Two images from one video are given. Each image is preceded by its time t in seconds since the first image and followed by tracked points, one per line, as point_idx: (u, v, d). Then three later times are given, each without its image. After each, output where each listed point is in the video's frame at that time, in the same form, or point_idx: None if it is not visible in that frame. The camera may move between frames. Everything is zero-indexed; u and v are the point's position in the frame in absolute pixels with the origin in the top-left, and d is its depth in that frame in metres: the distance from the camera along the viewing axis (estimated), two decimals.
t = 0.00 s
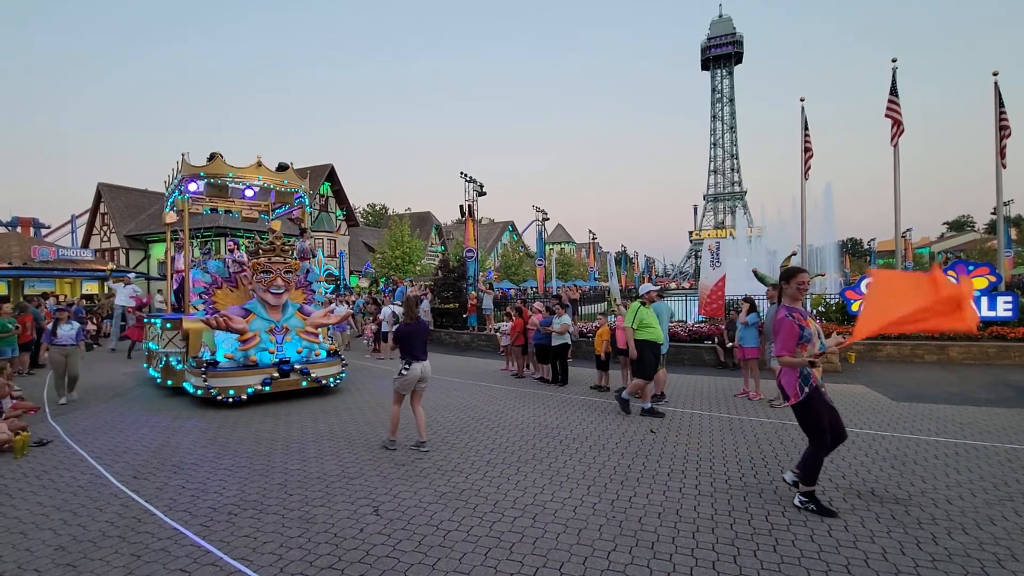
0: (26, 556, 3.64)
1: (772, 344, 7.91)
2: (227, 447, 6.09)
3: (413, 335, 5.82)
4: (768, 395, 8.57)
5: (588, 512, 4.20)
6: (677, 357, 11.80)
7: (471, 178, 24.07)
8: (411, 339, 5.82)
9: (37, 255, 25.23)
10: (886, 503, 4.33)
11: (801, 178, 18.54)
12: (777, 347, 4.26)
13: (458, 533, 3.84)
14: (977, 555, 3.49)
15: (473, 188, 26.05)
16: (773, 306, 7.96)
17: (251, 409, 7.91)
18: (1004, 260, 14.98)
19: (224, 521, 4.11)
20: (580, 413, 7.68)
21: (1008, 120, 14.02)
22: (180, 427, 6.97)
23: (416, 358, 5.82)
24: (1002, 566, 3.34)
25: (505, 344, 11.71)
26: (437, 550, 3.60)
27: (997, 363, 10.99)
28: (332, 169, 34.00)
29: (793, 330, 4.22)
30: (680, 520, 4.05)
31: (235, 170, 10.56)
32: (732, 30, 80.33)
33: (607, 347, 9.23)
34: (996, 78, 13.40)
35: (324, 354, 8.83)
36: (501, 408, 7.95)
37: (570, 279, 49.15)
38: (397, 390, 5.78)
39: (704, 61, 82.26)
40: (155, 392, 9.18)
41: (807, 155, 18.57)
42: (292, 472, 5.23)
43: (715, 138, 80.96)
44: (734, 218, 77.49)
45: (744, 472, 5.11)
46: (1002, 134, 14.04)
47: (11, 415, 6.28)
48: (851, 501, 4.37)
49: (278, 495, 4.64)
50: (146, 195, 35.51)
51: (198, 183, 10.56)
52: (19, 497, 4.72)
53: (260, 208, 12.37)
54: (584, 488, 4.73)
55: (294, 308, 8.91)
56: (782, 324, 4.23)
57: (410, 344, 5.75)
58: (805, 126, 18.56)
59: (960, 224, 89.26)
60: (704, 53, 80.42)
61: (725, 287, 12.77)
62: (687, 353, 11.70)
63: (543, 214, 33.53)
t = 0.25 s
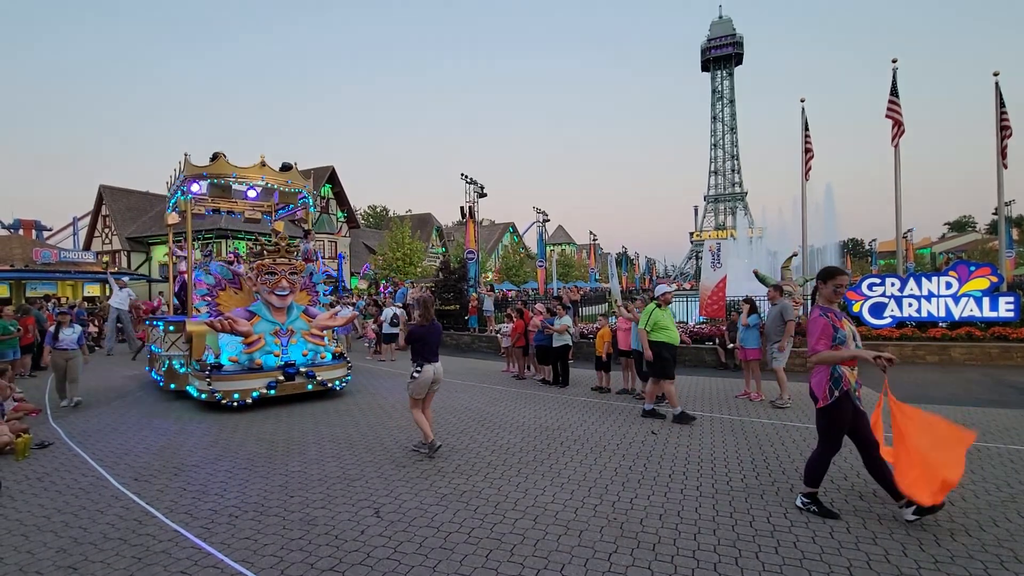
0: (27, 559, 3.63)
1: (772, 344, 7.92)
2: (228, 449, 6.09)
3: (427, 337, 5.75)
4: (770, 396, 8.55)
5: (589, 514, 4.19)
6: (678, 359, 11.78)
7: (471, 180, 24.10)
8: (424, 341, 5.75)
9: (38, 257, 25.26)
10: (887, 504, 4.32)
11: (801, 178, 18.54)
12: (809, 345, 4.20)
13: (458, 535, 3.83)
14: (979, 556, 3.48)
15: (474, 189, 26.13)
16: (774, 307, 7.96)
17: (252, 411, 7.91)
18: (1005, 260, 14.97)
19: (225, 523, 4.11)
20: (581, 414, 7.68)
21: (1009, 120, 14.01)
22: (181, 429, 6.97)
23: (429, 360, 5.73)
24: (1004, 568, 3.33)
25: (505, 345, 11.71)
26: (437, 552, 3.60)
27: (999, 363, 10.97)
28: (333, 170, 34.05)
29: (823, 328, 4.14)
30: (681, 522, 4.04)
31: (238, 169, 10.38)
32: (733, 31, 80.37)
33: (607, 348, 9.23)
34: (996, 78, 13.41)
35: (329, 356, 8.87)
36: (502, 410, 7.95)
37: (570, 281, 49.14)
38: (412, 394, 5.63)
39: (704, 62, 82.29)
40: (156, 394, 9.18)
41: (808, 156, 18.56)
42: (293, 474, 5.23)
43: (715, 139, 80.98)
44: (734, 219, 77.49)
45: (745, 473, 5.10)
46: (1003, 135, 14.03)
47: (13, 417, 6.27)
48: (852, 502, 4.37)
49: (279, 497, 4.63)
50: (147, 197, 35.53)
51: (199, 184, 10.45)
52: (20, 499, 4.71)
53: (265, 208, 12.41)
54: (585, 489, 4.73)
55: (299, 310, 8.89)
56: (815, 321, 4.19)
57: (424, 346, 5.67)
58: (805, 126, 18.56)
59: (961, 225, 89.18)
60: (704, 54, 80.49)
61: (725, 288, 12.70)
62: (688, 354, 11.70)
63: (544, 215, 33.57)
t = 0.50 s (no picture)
0: (27, 562, 3.63)
1: (772, 344, 7.92)
2: (227, 451, 6.08)
3: (438, 340, 5.65)
4: (770, 397, 8.53)
5: (589, 515, 4.19)
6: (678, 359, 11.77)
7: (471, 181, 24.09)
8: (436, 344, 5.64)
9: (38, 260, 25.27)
10: (889, 505, 4.32)
11: (801, 179, 18.56)
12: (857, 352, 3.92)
13: (459, 537, 3.83)
14: (981, 557, 3.47)
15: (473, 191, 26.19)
16: (774, 307, 7.96)
17: (252, 413, 7.90)
18: (1004, 260, 14.98)
19: (224, 526, 4.11)
20: (581, 415, 7.68)
21: (1008, 120, 14.02)
22: (181, 431, 6.97)
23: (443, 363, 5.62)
24: (1006, 569, 3.32)
25: (505, 346, 11.71)
26: (438, 554, 3.59)
27: (999, 363, 10.96)
28: (333, 172, 34.09)
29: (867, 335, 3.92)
30: (682, 523, 4.04)
31: (241, 169, 10.41)
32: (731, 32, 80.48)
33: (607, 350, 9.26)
34: (995, 78, 13.42)
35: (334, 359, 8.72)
36: (502, 411, 7.95)
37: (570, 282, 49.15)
38: (427, 398, 5.57)
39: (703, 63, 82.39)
40: (156, 396, 9.17)
41: (807, 156, 18.58)
42: (293, 475, 5.22)
43: (714, 140, 81.06)
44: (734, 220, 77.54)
45: (746, 474, 5.10)
46: (1002, 135, 14.04)
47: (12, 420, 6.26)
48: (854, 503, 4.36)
49: (279, 499, 4.63)
50: (147, 199, 35.56)
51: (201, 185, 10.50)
52: (20, 502, 4.71)
53: (267, 209, 12.44)
54: (585, 490, 4.73)
55: (303, 312, 8.82)
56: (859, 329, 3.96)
57: (435, 349, 5.57)
58: (804, 127, 18.58)
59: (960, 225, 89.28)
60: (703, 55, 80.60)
61: (725, 288, 12.69)
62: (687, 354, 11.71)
63: (543, 216, 33.60)
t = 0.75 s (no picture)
0: (24, 564, 3.61)
1: (770, 345, 7.91)
2: (225, 453, 6.06)
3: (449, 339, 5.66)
4: (769, 397, 8.56)
5: (589, 516, 4.19)
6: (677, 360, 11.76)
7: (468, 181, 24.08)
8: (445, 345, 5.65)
9: (36, 260, 25.20)
10: (888, 505, 4.31)
11: (799, 179, 18.58)
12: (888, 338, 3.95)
13: (458, 538, 3.82)
14: (980, 557, 3.46)
15: (472, 191, 26.24)
16: (773, 308, 7.96)
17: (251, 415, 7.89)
18: (1003, 260, 14.99)
19: (223, 527, 4.10)
20: (580, 415, 7.68)
21: (1006, 121, 14.04)
22: (179, 433, 6.95)
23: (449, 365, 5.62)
24: (1005, 568, 3.33)
25: (504, 347, 11.69)
26: (437, 555, 3.59)
27: (997, 363, 10.97)
28: (331, 173, 34.08)
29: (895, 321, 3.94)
30: (681, 524, 4.03)
31: (242, 168, 10.28)
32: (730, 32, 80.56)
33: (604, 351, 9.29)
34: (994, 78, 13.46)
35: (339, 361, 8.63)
36: (501, 411, 7.95)
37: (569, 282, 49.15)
38: (436, 398, 5.59)
39: (702, 63, 82.46)
40: (155, 397, 9.15)
41: (805, 157, 18.60)
42: (291, 477, 5.22)
43: (713, 140, 81.14)
44: (732, 220, 77.62)
45: (745, 474, 5.10)
46: (1000, 135, 14.07)
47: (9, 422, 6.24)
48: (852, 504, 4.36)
49: (277, 500, 4.62)
50: (145, 200, 35.47)
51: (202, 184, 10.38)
52: (17, 504, 4.69)
53: (267, 208, 12.54)
54: (585, 491, 4.72)
55: (306, 313, 8.77)
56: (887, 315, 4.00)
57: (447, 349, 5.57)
58: (803, 127, 18.61)
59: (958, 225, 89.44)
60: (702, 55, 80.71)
61: (724, 288, 12.74)
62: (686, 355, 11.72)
63: (542, 217, 33.62)
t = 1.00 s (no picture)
0: (21, 565, 3.61)
1: (768, 345, 7.94)
2: (223, 453, 6.07)
3: (464, 339, 5.53)
4: (767, 397, 8.58)
5: (587, 516, 4.20)
6: (675, 359, 11.76)
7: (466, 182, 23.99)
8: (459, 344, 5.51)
9: (33, 261, 25.12)
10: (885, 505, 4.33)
11: (796, 180, 18.63)
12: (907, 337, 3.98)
13: (456, 538, 3.83)
14: (976, 556, 3.48)
15: (469, 191, 26.27)
16: (770, 309, 7.98)
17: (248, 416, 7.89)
18: (998, 260, 15.04)
19: (221, 528, 4.10)
20: (577, 415, 7.70)
21: (1002, 121, 14.10)
22: (176, 433, 6.94)
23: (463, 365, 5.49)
24: (1001, 568, 3.34)
25: (503, 347, 11.69)
26: (435, 556, 3.59)
27: (993, 363, 11.02)
28: (329, 173, 34.07)
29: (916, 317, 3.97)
30: (678, 524, 4.04)
31: (244, 166, 10.44)
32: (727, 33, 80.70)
33: (600, 350, 9.31)
34: (989, 80, 13.52)
35: (341, 362, 8.54)
36: (499, 412, 7.97)
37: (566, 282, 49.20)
38: (446, 401, 5.44)
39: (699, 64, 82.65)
40: (152, 398, 9.12)
41: (802, 157, 18.65)
42: (289, 477, 5.22)
43: (710, 141, 81.28)
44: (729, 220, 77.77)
45: (742, 474, 5.11)
46: (996, 136, 14.12)
47: (6, 422, 6.23)
48: (849, 503, 4.37)
49: (275, 501, 4.62)
50: (142, 200, 35.40)
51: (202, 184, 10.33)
52: (14, 505, 4.68)
53: (267, 207, 12.38)
54: (583, 491, 4.73)
55: (309, 313, 8.63)
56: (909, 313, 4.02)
57: (463, 349, 5.41)
58: (800, 128, 18.67)
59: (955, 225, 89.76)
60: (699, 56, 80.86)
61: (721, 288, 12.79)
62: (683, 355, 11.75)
63: (540, 217, 33.67)
